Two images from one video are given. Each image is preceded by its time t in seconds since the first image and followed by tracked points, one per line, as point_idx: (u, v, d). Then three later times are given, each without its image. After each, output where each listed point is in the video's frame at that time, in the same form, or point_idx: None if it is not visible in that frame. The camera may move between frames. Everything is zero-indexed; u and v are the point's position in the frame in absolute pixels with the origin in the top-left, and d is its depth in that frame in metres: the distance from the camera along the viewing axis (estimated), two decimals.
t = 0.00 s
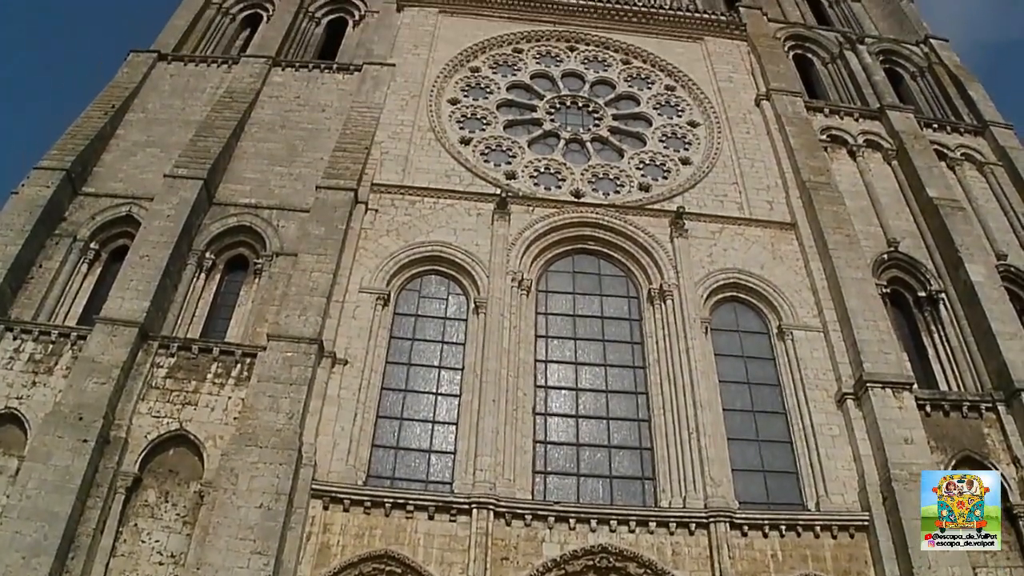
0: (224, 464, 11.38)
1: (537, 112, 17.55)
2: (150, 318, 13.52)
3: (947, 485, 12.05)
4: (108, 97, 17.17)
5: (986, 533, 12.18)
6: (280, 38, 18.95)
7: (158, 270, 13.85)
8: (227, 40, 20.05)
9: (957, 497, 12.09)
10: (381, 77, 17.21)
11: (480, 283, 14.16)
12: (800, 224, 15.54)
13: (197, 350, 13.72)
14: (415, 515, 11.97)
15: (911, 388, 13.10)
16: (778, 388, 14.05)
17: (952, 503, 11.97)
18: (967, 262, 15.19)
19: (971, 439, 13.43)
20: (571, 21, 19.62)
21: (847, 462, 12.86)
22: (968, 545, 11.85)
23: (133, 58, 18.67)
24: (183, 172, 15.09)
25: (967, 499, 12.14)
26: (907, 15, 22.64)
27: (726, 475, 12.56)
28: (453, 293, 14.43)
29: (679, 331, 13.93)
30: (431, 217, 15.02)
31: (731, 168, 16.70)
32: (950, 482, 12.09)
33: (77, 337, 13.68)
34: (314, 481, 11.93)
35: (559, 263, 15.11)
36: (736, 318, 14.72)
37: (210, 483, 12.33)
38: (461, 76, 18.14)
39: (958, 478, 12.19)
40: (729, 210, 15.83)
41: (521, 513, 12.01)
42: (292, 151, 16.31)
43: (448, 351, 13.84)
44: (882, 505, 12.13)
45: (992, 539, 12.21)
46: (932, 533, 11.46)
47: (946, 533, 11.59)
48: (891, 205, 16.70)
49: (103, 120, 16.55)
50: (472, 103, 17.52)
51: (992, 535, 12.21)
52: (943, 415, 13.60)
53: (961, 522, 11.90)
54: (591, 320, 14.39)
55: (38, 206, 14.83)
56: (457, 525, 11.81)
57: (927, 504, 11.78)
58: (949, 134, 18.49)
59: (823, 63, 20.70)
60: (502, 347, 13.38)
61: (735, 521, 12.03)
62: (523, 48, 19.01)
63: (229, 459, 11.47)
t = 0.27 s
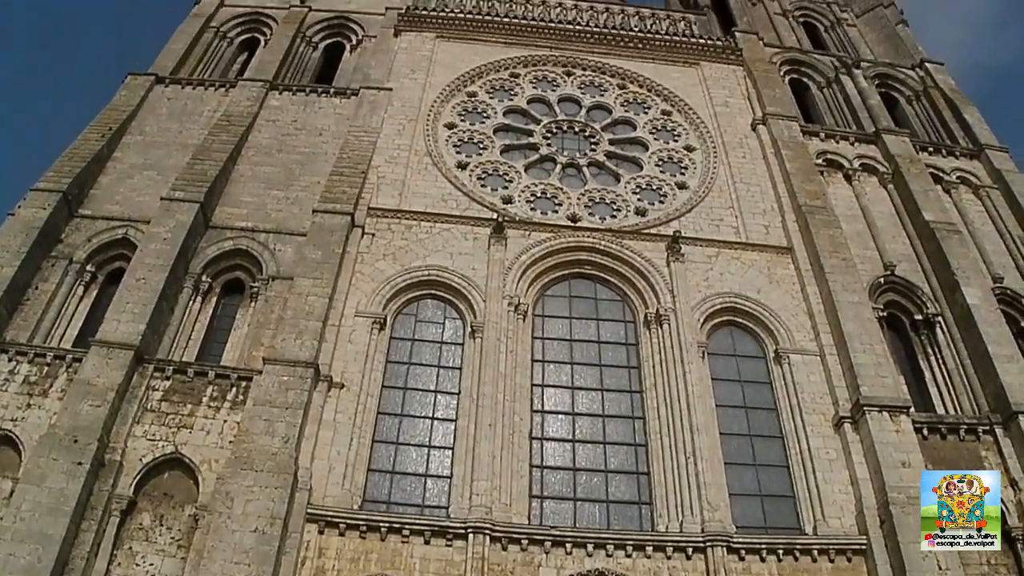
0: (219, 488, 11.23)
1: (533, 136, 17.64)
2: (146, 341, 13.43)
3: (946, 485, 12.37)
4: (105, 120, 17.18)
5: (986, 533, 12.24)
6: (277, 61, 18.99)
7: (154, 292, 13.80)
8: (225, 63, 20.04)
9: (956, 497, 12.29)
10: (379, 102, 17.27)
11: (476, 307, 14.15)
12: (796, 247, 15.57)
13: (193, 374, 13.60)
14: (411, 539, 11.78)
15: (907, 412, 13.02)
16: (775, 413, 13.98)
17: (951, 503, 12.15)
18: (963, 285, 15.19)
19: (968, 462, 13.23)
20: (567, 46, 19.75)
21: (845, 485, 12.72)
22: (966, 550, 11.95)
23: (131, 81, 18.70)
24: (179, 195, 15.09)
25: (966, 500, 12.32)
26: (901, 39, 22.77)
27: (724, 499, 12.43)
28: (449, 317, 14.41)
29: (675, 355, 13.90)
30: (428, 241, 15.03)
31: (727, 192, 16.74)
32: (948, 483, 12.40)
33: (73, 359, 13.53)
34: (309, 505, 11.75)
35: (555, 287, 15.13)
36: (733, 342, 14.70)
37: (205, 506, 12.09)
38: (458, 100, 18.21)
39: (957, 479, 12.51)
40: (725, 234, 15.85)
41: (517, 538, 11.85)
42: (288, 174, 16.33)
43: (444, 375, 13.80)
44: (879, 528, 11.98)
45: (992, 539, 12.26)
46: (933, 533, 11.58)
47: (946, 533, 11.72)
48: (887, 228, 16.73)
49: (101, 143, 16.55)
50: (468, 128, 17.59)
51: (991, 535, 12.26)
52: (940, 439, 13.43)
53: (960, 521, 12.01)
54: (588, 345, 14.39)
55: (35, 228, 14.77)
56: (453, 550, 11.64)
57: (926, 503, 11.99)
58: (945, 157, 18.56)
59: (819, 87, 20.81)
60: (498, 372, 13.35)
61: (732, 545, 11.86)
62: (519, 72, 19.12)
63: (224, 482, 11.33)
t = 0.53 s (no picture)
0: (217, 505, 11.15)
1: (532, 154, 17.68)
2: (144, 357, 13.37)
3: (947, 485, 12.67)
4: (105, 136, 17.19)
5: (986, 533, 12.34)
6: (277, 78, 19.04)
7: (153, 308, 13.76)
8: (225, 80, 20.07)
9: (956, 498, 12.54)
10: (378, 119, 17.31)
11: (475, 324, 14.13)
12: (795, 265, 15.57)
13: (191, 391, 13.52)
14: (409, 558, 11.65)
15: (907, 430, 12.92)
16: (775, 431, 13.91)
17: (950, 503, 12.41)
18: (962, 302, 15.18)
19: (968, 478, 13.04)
20: (567, 64, 19.83)
21: (845, 503, 12.61)
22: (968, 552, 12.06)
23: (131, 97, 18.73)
24: (179, 212, 15.09)
25: (966, 500, 12.56)
26: (900, 57, 22.85)
27: (723, 517, 12.32)
28: (448, 335, 14.39)
29: (674, 374, 13.87)
30: (427, 259, 15.03)
31: (726, 210, 16.75)
32: (949, 484, 12.69)
33: (71, 375, 13.42)
34: (306, 523, 11.62)
35: (555, 305, 15.13)
36: (732, 360, 14.67)
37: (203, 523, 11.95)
38: (457, 117, 18.26)
39: (957, 479, 12.78)
40: (724, 252, 15.86)
41: (516, 556, 11.72)
42: (288, 192, 16.34)
43: (442, 393, 13.76)
44: (879, 547, 11.86)
45: (992, 539, 12.36)
46: (933, 532, 11.76)
47: (946, 532, 11.94)
48: (887, 246, 16.74)
49: (101, 158, 16.54)
50: (468, 145, 17.63)
51: (991, 536, 12.35)
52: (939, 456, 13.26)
53: (960, 521, 12.20)
54: (587, 362, 14.36)
55: (34, 243, 14.72)
56: (451, 568, 11.52)
57: (927, 503, 12.28)
58: (944, 175, 18.61)
59: (817, 105, 20.87)
60: (496, 391, 13.31)
61: (732, 564, 11.72)
62: (519, 90, 19.18)
63: (221, 500, 11.25)
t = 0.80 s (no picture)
0: (213, 521, 11.04)
1: (530, 170, 17.72)
2: (141, 371, 13.31)
3: (946, 485, 12.87)
4: (104, 149, 17.20)
5: (986, 532, 12.38)
6: (276, 92, 19.07)
7: (150, 322, 13.72)
8: (224, 94, 20.10)
9: (955, 497, 12.67)
10: (377, 134, 17.33)
11: (473, 340, 14.12)
12: (793, 280, 15.57)
13: (188, 405, 13.45)
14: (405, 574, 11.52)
15: (906, 445, 12.84)
16: (773, 447, 13.84)
17: (950, 504, 12.53)
18: (960, 317, 15.16)
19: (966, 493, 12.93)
20: (565, 79, 19.90)
21: (843, 519, 12.53)
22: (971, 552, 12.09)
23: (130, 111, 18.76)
24: (177, 226, 15.10)
25: (966, 500, 12.67)
26: (897, 72, 22.93)
27: (721, 534, 12.23)
28: (446, 350, 14.37)
29: (673, 389, 13.85)
30: (425, 274, 15.03)
31: (724, 226, 16.76)
32: (948, 484, 12.90)
33: (68, 389, 13.35)
34: (303, 539, 11.51)
35: (553, 320, 15.13)
36: (730, 376, 14.63)
37: (199, 539, 11.86)
38: (456, 133, 18.30)
39: (957, 479, 12.95)
40: (722, 267, 15.86)
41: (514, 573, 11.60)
42: (286, 206, 16.34)
43: (440, 408, 13.72)
44: (879, 562, 11.75)
45: (992, 539, 12.37)
46: (933, 532, 11.86)
47: (945, 533, 12.02)
48: (885, 261, 16.75)
49: (99, 172, 16.54)
50: (466, 160, 17.66)
51: (991, 535, 12.38)
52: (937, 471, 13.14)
53: (959, 522, 12.28)
54: (585, 378, 14.34)
55: (31, 256, 14.69)
56: None
57: (926, 503, 12.45)
58: (941, 190, 18.66)
59: (815, 120, 20.93)
60: (494, 407, 13.27)
61: None
62: (517, 105, 19.24)
63: (218, 515, 11.15)
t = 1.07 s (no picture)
0: (211, 535, 10.96)
1: (530, 184, 17.74)
2: (140, 384, 13.28)
3: (947, 485, 12.98)
4: (104, 162, 17.21)
5: (986, 533, 12.49)
6: (275, 106, 19.11)
7: (149, 335, 13.69)
8: (224, 107, 20.14)
9: (956, 497, 12.79)
10: (376, 148, 17.35)
11: (473, 354, 14.10)
12: (793, 294, 15.56)
13: (187, 418, 13.39)
14: None
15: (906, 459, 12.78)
16: (773, 460, 13.75)
17: (951, 504, 12.66)
18: (961, 330, 15.12)
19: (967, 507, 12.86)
20: (564, 92, 19.94)
21: (844, 533, 12.43)
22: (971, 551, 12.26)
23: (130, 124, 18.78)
24: (176, 239, 15.10)
25: (967, 499, 12.76)
26: (896, 85, 22.99)
27: (722, 548, 12.13)
28: (445, 364, 14.34)
29: (672, 403, 13.81)
30: (424, 288, 15.02)
31: (723, 240, 16.77)
32: (949, 484, 12.99)
33: (66, 402, 13.31)
34: (301, 554, 11.41)
35: (552, 334, 15.12)
36: (730, 390, 14.58)
37: (197, 553, 11.78)
38: (455, 147, 18.33)
39: (957, 479, 13.03)
40: (722, 281, 15.86)
41: None
42: (286, 220, 16.35)
43: (439, 423, 13.68)
44: None
45: (992, 539, 12.50)
46: (933, 532, 12.04)
47: (946, 533, 12.19)
48: (884, 274, 16.75)
49: (99, 185, 16.55)
50: (465, 174, 17.69)
51: (991, 535, 12.50)
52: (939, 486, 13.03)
53: (960, 522, 12.43)
54: (584, 392, 14.30)
55: (30, 269, 14.67)
56: None
57: (927, 503, 12.63)
58: (941, 204, 18.69)
59: (814, 134, 20.97)
60: (493, 421, 13.23)
61: None
62: (517, 120, 19.28)
63: (215, 529, 11.08)
